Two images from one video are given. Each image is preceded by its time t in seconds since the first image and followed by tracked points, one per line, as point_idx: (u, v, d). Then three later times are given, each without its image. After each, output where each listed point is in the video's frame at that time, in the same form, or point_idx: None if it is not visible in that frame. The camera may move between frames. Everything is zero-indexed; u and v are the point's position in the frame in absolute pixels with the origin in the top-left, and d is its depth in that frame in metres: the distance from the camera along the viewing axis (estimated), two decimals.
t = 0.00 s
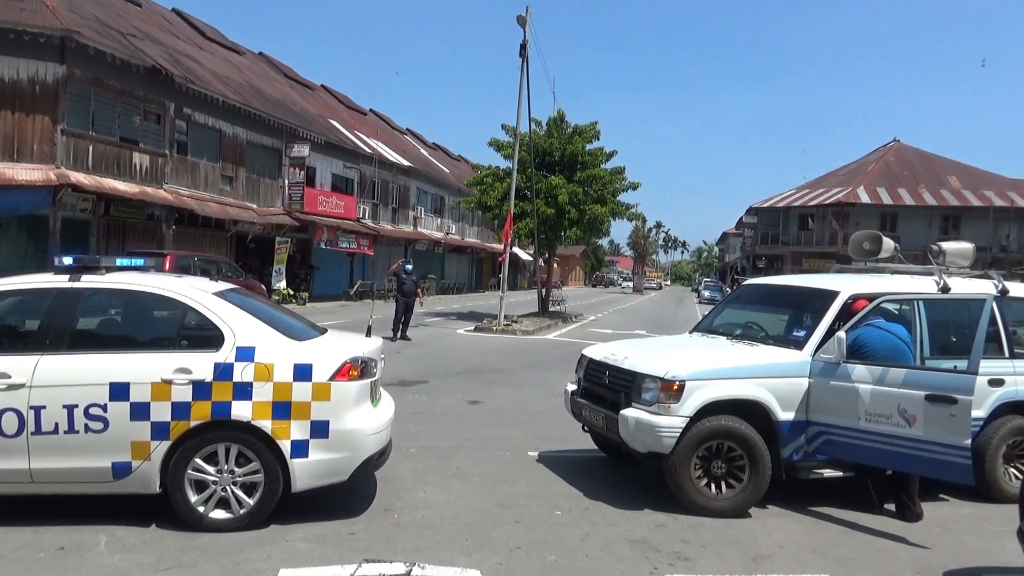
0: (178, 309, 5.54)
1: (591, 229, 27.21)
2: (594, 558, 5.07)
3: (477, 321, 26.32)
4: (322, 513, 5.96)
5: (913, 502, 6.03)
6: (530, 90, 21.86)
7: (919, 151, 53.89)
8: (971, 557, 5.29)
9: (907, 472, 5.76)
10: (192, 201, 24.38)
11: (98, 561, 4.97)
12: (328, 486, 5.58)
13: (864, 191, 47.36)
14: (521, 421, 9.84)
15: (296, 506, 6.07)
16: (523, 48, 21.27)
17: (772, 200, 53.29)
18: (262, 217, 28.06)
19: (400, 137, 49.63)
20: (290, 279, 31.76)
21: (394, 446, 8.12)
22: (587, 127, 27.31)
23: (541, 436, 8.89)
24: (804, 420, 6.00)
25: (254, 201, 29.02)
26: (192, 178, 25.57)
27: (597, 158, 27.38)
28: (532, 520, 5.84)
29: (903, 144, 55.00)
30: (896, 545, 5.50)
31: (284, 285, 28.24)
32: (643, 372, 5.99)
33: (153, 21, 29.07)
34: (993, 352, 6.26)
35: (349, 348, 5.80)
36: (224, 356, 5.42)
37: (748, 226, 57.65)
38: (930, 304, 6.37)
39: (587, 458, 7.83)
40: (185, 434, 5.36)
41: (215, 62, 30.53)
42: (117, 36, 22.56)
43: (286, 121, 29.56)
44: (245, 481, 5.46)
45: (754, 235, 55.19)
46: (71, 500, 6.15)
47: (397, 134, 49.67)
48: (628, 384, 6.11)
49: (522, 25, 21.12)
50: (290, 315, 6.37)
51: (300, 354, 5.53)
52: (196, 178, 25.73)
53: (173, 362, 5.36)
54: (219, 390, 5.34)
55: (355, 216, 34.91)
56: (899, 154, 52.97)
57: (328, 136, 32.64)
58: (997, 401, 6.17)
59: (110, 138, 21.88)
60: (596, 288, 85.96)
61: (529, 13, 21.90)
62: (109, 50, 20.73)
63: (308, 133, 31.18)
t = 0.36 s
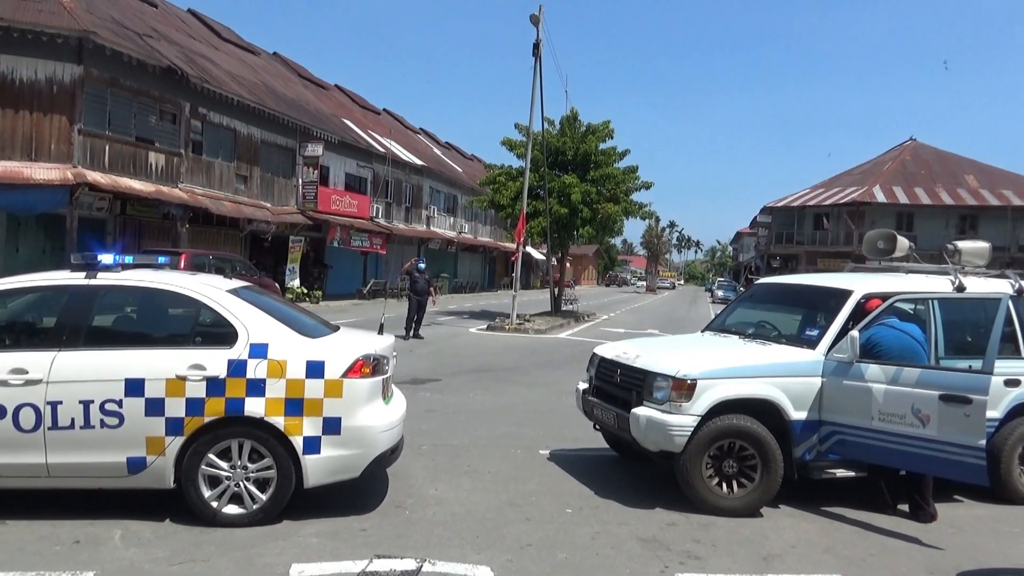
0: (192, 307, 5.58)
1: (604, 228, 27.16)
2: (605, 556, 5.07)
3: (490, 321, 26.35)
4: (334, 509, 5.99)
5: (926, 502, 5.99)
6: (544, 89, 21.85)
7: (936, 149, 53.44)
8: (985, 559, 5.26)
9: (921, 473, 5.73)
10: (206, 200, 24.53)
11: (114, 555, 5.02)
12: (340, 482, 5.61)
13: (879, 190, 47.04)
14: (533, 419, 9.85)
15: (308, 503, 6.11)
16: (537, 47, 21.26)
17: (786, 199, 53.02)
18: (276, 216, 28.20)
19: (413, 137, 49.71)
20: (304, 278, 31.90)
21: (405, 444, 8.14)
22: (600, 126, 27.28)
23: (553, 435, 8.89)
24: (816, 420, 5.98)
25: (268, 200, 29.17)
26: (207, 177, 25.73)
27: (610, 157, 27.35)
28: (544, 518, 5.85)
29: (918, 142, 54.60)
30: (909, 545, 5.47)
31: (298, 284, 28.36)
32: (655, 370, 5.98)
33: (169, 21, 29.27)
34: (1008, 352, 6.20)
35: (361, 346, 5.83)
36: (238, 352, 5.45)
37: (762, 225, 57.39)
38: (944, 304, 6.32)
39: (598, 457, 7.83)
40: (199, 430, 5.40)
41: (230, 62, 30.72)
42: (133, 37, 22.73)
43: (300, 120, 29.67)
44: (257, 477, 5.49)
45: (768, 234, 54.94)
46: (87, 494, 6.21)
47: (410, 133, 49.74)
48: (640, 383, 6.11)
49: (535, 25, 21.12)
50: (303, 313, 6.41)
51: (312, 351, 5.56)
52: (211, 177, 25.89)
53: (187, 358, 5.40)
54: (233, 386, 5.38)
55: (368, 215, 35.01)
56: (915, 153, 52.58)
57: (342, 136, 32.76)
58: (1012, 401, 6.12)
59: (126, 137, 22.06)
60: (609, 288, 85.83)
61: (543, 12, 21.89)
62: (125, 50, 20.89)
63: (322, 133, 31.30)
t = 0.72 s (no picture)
0: (193, 304, 5.60)
1: (606, 227, 27.15)
2: (603, 552, 5.09)
3: (492, 319, 26.35)
4: (333, 504, 6.01)
5: (924, 500, 5.99)
6: (547, 87, 21.85)
7: (940, 149, 53.31)
8: (982, 557, 5.27)
9: (919, 471, 5.74)
10: (209, 198, 24.58)
11: (114, 549, 5.04)
12: (339, 478, 5.63)
13: (883, 189, 46.97)
14: (534, 417, 9.86)
15: (308, 499, 6.13)
16: (540, 46, 21.25)
17: (790, 198, 52.95)
18: (279, 214, 28.24)
19: (416, 135, 49.72)
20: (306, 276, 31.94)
21: (406, 441, 8.15)
22: (603, 124, 27.27)
23: (553, 433, 8.90)
24: (815, 417, 5.99)
25: (271, 199, 29.20)
26: (210, 175, 25.77)
27: (613, 156, 27.35)
28: (542, 514, 5.86)
29: (922, 142, 54.49)
30: (907, 543, 5.48)
31: (301, 282, 28.37)
32: (654, 368, 5.99)
33: (173, 20, 29.30)
34: (1007, 351, 6.20)
35: (361, 342, 5.84)
36: (238, 348, 5.47)
37: (765, 225, 57.33)
38: (944, 302, 6.32)
39: (598, 454, 7.83)
40: (199, 425, 5.42)
41: (233, 60, 30.75)
42: (136, 35, 22.77)
43: (303, 119, 29.70)
44: (257, 472, 5.52)
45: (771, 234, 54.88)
46: (88, 489, 6.24)
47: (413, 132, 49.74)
48: (639, 380, 6.12)
49: (538, 23, 21.12)
50: (303, 310, 6.42)
51: (312, 348, 5.57)
52: (214, 175, 25.93)
53: (187, 354, 5.42)
54: (233, 382, 5.40)
55: (370, 214, 35.03)
56: (919, 153, 52.49)
57: (345, 135, 32.79)
58: (1010, 400, 6.13)
59: (129, 135, 22.10)
60: (612, 287, 85.80)
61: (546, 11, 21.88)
62: (129, 48, 20.91)
63: (325, 131, 31.32)
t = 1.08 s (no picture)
0: (188, 297, 5.61)
1: (603, 224, 27.17)
2: (595, 546, 5.11)
3: (488, 316, 26.37)
4: (327, 497, 6.02)
5: (915, 496, 6.03)
6: (544, 84, 21.86)
7: (937, 149, 53.40)
8: (973, 552, 5.30)
9: (910, 467, 5.77)
10: (206, 192, 24.54)
11: (107, 540, 5.05)
12: (332, 471, 5.64)
13: (879, 189, 47.05)
14: (528, 412, 9.88)
15: (301, 491, 6.14)
16: (537, 42, 21.22)
17: (786, 197, 53.01)
18: (276, 209, 28.21)
19: (413, 131, 49.67)
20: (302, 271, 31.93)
21: (400, 435, 8.17)
22: (600, 122, 27.28)
23: (547, 428, 8.92)
24: (807, 413, 6.01)
25: (268, 193, 29.16)
26: (207, 169, 25.73)
27: (610, 153, 27.36)
28: (535, 509, 5.88)
29: (919, 141, 54.56)
30: (898, 538, 5.51)
31: (298, 277, 28.34)
32: (647, 363, 6.01)
33: (169, 13, 29.21)
34: (1000, 349, 6.24)
35: (355, 336, 5.85)
36: (232, 341, 5.48)
37: (762, 223, 57.39)
38: (936, 300, 6.35)
39: (592, 449, 7.85)
40: (193, 417, 5.42)
41: (231, 54, 30.67)
42: (133, 28, 22.69)
43: (300, 113, 29.65)
44: (251, 465, 5.53)
45: (768, 232, 54.97)
46: (83, 481, 6.25)
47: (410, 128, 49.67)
48: (633, 375, 6.13)
49: (536, 20, 21.10)
50: (298, 303, 6.42)
51: (306, 341, 5.58)
52: (211, 169, 25.89)
53: (182, 346, 5.43)
54: (227, 374, 5.41)
55: (367, 210, 35.01)
56: (915, 152, 52.57)
57: (342, 130, 32.75)
58: (1003, 397, 6.16)
59: (126, 129, 22.05)
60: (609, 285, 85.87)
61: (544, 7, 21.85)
62: (126, 42, 20.85)
63: (322, 126, 31.27)
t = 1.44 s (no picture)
0: (176, 285, 5.59)
1: (590, 216, 27.21)
2: (582, 534, 5.16)
3: (475, 307, 26.40)
4: (314, 485, 6.04)
5: (897, 486, 6.12)
6: (533, 76, 21.84)
7: (922, 144, 53.78)
8: (952, 541, 5.39)
9: (892, 457, 5.85)
10: (192, 181, 24.40)
11: (93, 528, 5.05)
12: (321, 459, 5.66)
13: (865, 184, 47.36)
14: (515, 402, 9.93)
15: (289, 479, 6.16)
16: (526, 33, 21.19)
17: (773, 191, 53.25)
18: (262, 198, 28.09)
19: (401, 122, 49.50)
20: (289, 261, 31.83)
21: (388, 425, 8.18)
22: (589, 114, 27.29)
23: (534, 418, 8.96)
24: (792, 405, 6.08)
25: (255, 183, 29.00)
26: (193, 158, 25.57)
27: (598, 146, 27.39)
28: (522, 497, 5.92)
29: (904, 137, 54.91)
30: (879, 527, 5.59)
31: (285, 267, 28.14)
32: (635, 354, 6.06)
33: None
34: (981, 342, 6.33)
35: (344, 325, 5.86)
36: (220, 329, 5.48)
37: (749, 217, 57.68)
38: (920, 293, 6.43)
39: (578, 440, 7.90)
40: (181, 405, 5.42)
41: (217, 42, 30.43)
42: (119, 15, 22.47)
43: (287, 103, 29.49)
44: (239, 453, 5.54)
45: (754, 226, 55.24)
46: (69, 468, 6.24)
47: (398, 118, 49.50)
48: (620, 366, 6.18)
49: (526, 11, 21.07)
50: (286, 292, 6.42)
51: (295, 330, 5.58)
52: (197, 158, 25.73)
53: (169, 334, 5.42)
54: (215, 362, 5.41)
55: (354, 200, 34.90)
56: (901, 148, 52.92)
57: (329, 120, 32.60)
58: (984, 389, 6.25)
59: (111, 116, 21.87)
60: (595, 277, 86.09)
61: None
62: (111, 28, 20.66)
63: (309, 116, 31.11)
